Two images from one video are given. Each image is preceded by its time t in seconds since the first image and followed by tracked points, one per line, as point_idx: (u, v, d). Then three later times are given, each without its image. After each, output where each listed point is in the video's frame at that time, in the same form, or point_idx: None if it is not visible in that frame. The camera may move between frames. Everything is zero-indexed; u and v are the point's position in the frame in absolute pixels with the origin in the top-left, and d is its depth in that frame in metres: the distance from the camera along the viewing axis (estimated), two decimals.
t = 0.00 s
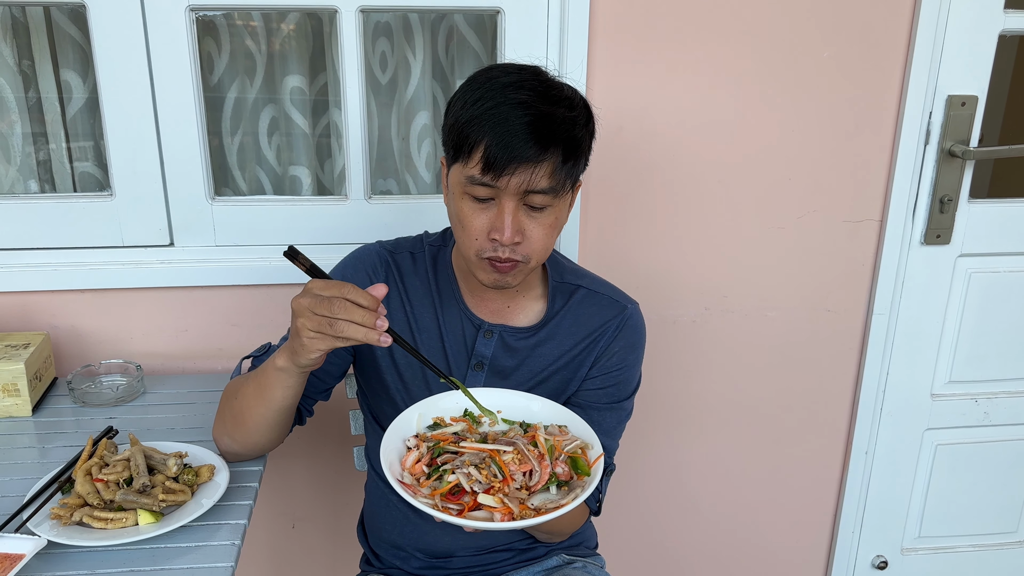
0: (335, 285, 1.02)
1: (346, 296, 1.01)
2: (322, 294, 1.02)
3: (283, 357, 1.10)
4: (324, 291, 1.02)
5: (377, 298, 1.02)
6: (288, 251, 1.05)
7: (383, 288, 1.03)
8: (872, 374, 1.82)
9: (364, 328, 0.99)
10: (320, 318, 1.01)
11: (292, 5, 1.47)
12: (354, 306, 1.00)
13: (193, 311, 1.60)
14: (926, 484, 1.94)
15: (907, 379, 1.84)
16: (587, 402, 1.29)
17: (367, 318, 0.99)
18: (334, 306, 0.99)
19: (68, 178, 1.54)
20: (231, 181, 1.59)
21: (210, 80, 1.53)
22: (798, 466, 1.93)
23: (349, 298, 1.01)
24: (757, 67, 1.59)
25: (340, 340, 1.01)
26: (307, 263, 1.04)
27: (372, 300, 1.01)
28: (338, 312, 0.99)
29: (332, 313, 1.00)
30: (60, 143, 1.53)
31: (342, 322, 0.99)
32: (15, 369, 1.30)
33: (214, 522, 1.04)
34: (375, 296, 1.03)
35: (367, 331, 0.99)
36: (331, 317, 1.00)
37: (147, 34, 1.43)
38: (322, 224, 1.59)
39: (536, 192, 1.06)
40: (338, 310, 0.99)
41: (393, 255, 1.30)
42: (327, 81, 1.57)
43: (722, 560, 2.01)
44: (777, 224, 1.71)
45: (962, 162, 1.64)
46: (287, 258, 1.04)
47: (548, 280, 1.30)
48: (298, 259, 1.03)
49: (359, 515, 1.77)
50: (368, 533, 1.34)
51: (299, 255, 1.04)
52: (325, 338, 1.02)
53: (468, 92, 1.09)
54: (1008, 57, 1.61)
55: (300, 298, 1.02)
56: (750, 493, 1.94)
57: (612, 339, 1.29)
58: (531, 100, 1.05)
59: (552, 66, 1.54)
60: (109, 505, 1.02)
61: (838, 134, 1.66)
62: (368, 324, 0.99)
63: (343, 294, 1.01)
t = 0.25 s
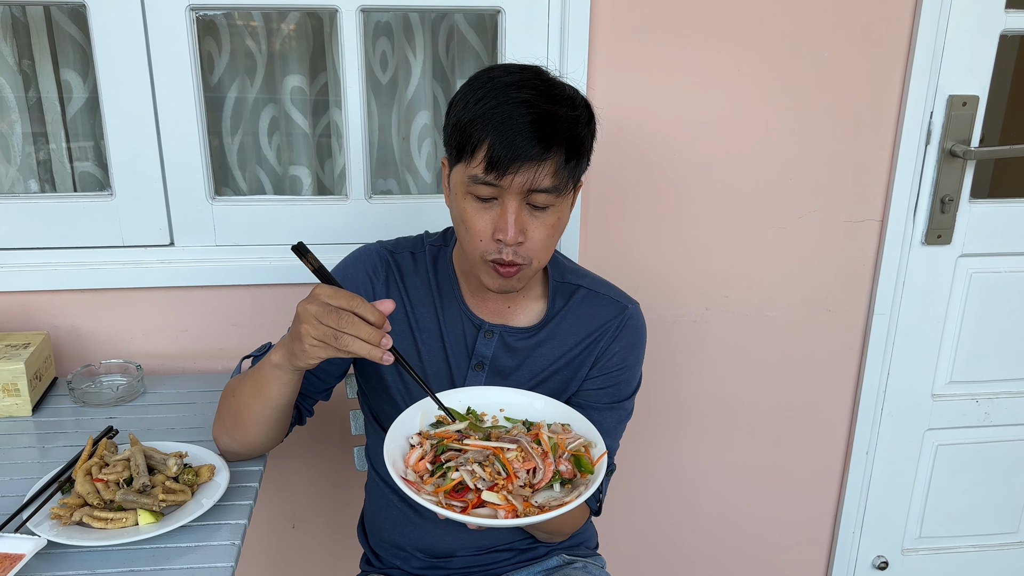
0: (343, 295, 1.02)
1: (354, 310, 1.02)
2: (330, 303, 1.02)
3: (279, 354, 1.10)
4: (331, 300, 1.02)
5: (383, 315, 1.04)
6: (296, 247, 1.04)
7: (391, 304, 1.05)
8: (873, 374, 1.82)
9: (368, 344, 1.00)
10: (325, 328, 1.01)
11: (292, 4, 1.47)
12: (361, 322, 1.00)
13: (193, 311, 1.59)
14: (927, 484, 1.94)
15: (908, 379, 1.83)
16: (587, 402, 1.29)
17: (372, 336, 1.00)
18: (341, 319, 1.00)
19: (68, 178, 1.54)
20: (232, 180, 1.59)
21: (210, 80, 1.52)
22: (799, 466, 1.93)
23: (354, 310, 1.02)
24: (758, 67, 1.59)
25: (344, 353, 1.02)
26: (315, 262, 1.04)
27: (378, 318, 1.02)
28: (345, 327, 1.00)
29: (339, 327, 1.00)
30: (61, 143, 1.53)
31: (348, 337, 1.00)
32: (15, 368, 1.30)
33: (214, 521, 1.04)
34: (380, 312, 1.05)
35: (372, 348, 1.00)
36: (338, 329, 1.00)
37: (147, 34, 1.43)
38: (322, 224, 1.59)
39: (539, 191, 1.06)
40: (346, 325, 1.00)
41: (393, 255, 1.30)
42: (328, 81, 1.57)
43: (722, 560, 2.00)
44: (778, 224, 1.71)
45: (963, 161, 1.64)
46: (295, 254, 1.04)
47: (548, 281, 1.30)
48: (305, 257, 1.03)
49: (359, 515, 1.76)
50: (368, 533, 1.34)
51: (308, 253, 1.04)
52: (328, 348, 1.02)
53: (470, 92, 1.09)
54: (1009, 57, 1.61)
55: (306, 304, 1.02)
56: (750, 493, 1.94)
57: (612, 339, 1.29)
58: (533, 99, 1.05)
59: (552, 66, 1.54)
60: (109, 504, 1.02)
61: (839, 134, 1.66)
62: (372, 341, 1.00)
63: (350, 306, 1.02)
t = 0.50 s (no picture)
0: (333, 286, 1.02)
1: (343, 300, 1.01)
2: (319, 292, 1.02)
3: (264, 340, 1.10)
4: (320, 291, 1.01)
5: (373, 308, 1.03)
6: (288, 236, 1.07)
7: (381, 298, 1.03)
8: (873, 374, 1.82)
9: (357, 336, 1.00)
10: (314, 318, 1.00)
11: (292, 3, 1.47)
12: (350, 313, 1.00)
13: (193, 310, 1.59)
14: (927, 484, 1.94)
15: (908, 379, 1.83)
16: (587, 402, 1.29)
17: (361, 327, 1.00)
18: (331, 311, 1.00)
19: (67, 177, 1.54)
20: (231, 180, 1.59)
21: (210, 79, 1.52)
22: (799, 466, 1.93)
23: (344, 302, 1.02)
24: (758, 66, 1.59)
25: (333, 345, 1.01)
26: (307, 252, 1.06)
27: (368, 310, 1.02)
28: (335, 318, 0.99)
29: (328, 316, 1.00)
30: (60, 143, 1.53)
31: (337, 327, 0.99)
32: (14, 368, 1.30)
33: (213, 521, 1.04)
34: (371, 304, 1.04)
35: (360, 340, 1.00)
36: (326, 319, 1.00)
37: (146, 33, 1.43)
38: (321, 224, 1.59)
39: (538, 189, 1.06)
40: (335, 316, 0.99)
41: (393, 255, 1.30)
42: (327, 80, 1.57)
43: (722, 560, 2.00)
44: (778, 224, 1.71)
45: (963, 161, 1.64)
46: (287, 243, 1.06)
47: (548, 280, 1.30)
48: (297, 246, 1.05)
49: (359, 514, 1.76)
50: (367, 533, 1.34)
51: (301, 243, 1.06)
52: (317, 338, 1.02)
53: (470, 90, 1.09)
54: (1010, 57, 1.61)
55: (296, 294, 1.01)
56: (750, 493, 1.94)
57: (612, 339, 1.28)
58: (534, 97, 1.05)
59: (552, 65, 1.54)
60: (108, 504, 1.02)
61: (839, 134, 1.66)
62: (361, 333, 1.00)
63: (340, 297, 1.01)
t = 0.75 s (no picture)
0: (365, 283, 1.03)
1: (375, 298, 1.02)
2: (351, 290, 1.02)
3: (286, 340, 1.09)
4: (354, 288, 1.02)
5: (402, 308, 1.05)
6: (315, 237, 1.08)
7: (409, 299, 1.05)
8: (873, 374, 1.82)
9: (386, 334, 1.00)
10: (345, 315, 1.01)
11: (292, 3, 1.47)
12: (382, 310, 1.01)
13: (192, 310, 1.59)
14: (926, 485, 1.94)
15: (908, 379, 1.83)
16: (585, 401, 1.29)
17: (393, 325, 1.00)
18: (364, 308, 1.00)
19: (66, 176, 1.54)
20: (231, 179, 1.58)
21: (209, 78, 1.52)
22: (799, 466, 1.93)
23: (376, 301, 1.03)
24: (758, 66, 1.59)
25: (362, 342, 1.02)
26: (336, 253, 1.07)
27: (398, 310, 1.03)
28: (367, 315, 1.00)
29: (360, 313, 1.00)
30: (59, 142, 1.53)
31: (368, 325, 1.00)
32: (13, 367, 1.30)
33: (212, 520, 1.04)
34: (400, 304, 1.05)
35: (390, 339, 1.01)
36: (358, 317, 1.00)
37: (146, 32, 1.43)
38: (321, 224, 1.59)
39: (534, 179, 1.06)
40: (367, 313, 1.00)
41: (391, 254, 1.30)
42: (327, 80, 1.56)
43: (721, 560, 2.00)
44: (777, 224, 1.71)
45: (963, 161, 1.64)
46: (316, 245, 1.07)
47: (544, 278, 1.30)
48: (326, 247, 1.06)
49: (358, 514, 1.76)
50: (366, 533, 1.34)
51: (327, 244, 1.07)
52: (344, 335, 1.02)
53: (465, 85, 1.10)
54: (1010, 57, 1.61)
55: (327, 290, 1.02)
56: (750, 493, 1.94)
57: (609, 337, 1.28)
58: (528, 89, 1.05)
59: (552, 65, 1.54)
60: (107, 503, 1.02)
61: (839, 134, 1.66)
62: (391, 331, 1.00)
63: (372, 296, 1.02)
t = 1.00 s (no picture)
0: (381, 299, 1.02)
1: (393, 315, 1.02)
2: (368, 306, 1.02)
3: (299, 352, 1.09)
4: (370, 304, 1.02)
5: (417, 324, 1.05)
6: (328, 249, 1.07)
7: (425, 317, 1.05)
8: (873, 374, 1.82)
9: (403, 351, 1.01)
10: (362, 331, 1.01)
11: (292, 2, 1.47)
12: (399, 327, 1.01)
13: (193, 309, 1.59)
14: (927, 484, 1.94)
15: (908, 379, 1.83)
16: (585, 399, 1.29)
17: (410, 344, 1.01)
18: (382, 325, 1.00)
19: (67, 175, 1.54)
20: (231, 179, 1.58)
21: (210, 77, 1.52)
22: (799, 466, 1.92)
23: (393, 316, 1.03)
24: (759, 66, 1.58)
25: (379, 359, 1.02)
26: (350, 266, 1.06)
27: (414, 326, 1.03)
28: (385, 333, 1.00)
29: (378, 330, 1.00)
30: (60, 141, 1.53)
31: (386, 343, 1.00)
32: (14, 367, 1.29)
33: (213, 520, 1.03)
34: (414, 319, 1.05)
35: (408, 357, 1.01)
36: (375, 333, 1.00)
37: (147, 31, 1.43)
38: (321, 224, 1.59)
39: (530, 161, 1.07)
40: (386, 331, 1.00)
41: (390, 255, 1.30)
42: (328, 79, 1.56)
43: (722, 560, 2.00)
44: (778, 224, 1.71)
45: (964, 161, 1.64)
46: (331, 258, 1.06)
47: (542, 277, 1.30)
48: (340, 261, 1.05)
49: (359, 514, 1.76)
50: (367, 533, 1.34)
51: (342, 258, 1.06)
52: (360, 350, 1.02)
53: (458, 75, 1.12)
54: (1011, 56, 1.60)
55: (345, 305, 1.01)
56: (750, 493, 1.94)
57: (608, 335, 1.28)
58: (520, 74, 1.08)
59: (553, 64, 1.54)
60: (108, 503, 1.01)
61: (839, 133, 1.65)
62: (408, 349, 1.01)
63: (389, 312, 1.02)
